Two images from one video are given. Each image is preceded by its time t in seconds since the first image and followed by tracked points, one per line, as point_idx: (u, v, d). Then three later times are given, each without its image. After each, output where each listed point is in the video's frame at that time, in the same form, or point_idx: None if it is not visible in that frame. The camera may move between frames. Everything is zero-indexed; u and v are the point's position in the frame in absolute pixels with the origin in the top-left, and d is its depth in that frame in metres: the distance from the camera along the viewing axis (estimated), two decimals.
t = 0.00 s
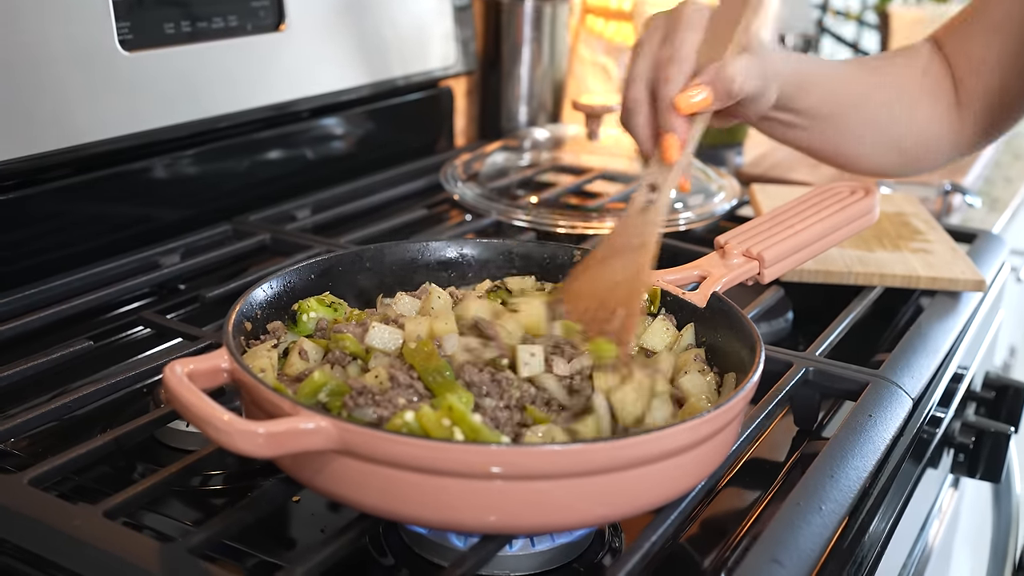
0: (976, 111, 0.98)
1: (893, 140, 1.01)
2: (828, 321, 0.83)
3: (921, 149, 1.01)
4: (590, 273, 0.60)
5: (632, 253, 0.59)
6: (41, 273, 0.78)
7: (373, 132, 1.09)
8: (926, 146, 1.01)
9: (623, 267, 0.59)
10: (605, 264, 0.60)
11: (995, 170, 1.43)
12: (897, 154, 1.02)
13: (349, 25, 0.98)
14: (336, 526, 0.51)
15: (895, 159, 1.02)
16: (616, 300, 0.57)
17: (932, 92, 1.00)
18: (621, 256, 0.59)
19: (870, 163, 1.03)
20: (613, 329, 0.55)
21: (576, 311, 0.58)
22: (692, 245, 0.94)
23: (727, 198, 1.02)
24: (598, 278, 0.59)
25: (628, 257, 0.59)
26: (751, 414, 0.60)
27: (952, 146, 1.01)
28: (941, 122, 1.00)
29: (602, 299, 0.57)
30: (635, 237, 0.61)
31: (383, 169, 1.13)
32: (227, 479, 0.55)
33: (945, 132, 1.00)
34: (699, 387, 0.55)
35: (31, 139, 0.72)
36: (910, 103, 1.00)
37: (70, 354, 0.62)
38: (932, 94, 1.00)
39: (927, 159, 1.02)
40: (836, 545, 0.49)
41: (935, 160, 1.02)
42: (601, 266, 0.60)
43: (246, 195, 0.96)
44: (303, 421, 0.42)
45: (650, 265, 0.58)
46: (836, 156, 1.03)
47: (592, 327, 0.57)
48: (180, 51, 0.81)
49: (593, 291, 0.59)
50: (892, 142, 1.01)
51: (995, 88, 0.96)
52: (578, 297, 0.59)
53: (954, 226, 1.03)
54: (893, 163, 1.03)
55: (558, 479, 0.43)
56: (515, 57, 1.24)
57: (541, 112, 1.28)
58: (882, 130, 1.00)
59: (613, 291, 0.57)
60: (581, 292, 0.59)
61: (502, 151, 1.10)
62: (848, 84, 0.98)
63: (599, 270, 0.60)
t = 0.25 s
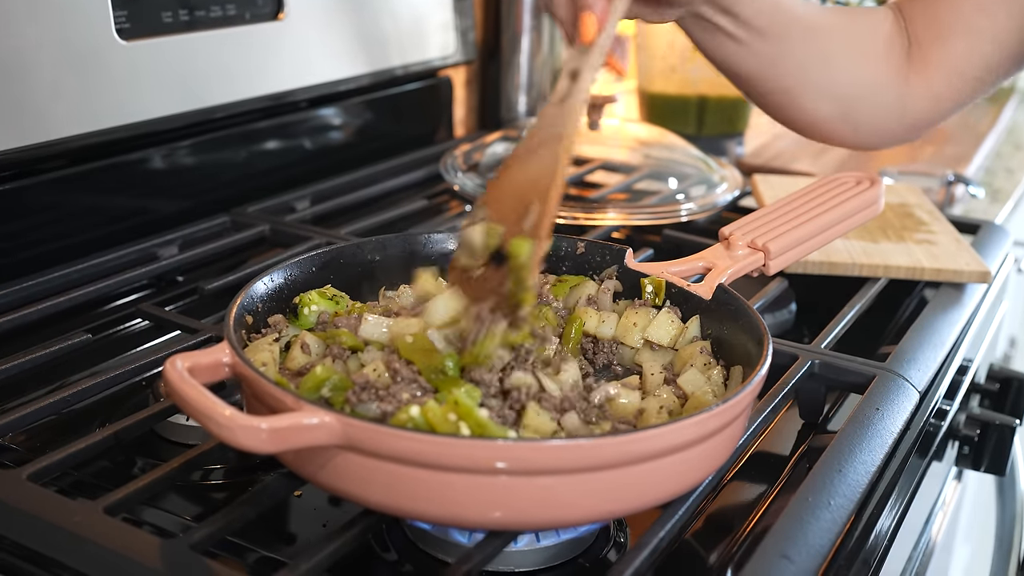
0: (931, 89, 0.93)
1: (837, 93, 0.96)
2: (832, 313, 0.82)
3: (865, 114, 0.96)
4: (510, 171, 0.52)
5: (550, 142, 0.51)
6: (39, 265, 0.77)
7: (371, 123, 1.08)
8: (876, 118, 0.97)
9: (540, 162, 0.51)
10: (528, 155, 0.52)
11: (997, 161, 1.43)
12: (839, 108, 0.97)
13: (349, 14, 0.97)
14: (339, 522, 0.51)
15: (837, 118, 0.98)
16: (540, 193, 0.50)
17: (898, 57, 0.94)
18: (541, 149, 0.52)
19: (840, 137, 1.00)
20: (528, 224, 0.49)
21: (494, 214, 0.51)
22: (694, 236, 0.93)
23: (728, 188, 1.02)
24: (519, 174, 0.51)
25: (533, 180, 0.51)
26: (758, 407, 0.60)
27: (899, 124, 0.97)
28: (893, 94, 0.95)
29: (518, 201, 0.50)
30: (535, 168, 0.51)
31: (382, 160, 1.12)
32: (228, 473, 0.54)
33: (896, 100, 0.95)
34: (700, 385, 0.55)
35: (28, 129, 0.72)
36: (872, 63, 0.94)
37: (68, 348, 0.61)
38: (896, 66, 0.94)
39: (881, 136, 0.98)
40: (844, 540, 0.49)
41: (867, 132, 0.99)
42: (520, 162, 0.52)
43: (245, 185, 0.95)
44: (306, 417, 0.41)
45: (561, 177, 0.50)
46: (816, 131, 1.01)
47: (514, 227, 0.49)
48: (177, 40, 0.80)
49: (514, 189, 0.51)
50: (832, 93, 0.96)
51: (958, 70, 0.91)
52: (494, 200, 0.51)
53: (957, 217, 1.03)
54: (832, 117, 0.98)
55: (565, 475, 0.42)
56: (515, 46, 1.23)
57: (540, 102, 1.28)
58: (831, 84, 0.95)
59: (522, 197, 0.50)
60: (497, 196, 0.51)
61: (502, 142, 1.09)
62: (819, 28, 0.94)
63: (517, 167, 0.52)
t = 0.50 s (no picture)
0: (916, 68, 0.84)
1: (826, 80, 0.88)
2: (833, 309, 0.82)
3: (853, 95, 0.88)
4: (529, 223, 0.55)
5: (576, 199, 0.54)
6: (36, 261, 0.77)
7: (368, 118, 1.07)
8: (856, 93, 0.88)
9: (569, 217, 0.53)
10: (549, 211, 0.55)
11: (995, 155, 1.43)
12: (830, 96, 0.89)
13: (346, 8, 0.96)
14: (339, 521, 0.50)
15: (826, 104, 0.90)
16: (570, 249, 0.51)
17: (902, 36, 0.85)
18: (564, 205, 0.54)
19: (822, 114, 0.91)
20: (562, 284, 0.50)
21: (519, 262, 0.52)
22: (694, 231, 0.93)
23: (728, 182, 1.01)
24: (544, 229, 0.53)
25: (579, 193, 0.54)
26: (761, 404, 0.59)
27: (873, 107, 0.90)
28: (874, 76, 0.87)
29: (549, 251, 0.52)
30: (580, 183, 0.55)
31: (379, 155, 1.11)
32: (226, 472, 0.54)
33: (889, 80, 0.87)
34: (709, 377, 0.54)
35: (23, 125, 0.71)
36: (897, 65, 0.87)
37: (65, 346, 0.60)
38: (870, 37, 0.86)
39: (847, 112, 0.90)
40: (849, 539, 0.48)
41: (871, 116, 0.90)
42: (544, 216, 0.54)
43: (241, 181, 0.94)
44: (307, 417, 0.40)
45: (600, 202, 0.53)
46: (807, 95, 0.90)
47: (546, 281, 0.50)
48: (173, 35, 0.80)
49: (537, 241, 0.53)
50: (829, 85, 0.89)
51: (945, 51, 0.82)
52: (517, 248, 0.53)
53: (957, 212, 1.02)
54: (822, 106, 0.90)
55: (568, 474, 0.42)
56: (512, 40, 1.22)
57: (538, 97, 1.29)
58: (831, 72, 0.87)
59: (553, 253, 0.51)
60: (524, 242, 0.53)
61: (500, 136, 1.08)
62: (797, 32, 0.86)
63: (541, 218, 0.55)
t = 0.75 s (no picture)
0: None
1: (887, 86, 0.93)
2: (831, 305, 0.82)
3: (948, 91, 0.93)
4: (409, 286, 0.44)
5: (466, 255, 0.44)
6: (30, 260, 0.76)
7: (362, 114, 1.07)
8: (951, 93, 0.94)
9: (457, 242, 0.45)
10: (431, 266, 0.45)
11: (991, 149, 1.42)
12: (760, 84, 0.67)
13: (339, 4, 0.95)
14: (336, 520, 0.50)
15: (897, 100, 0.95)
16: (461, 320, 0.43)
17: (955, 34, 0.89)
18: (450, 263, 0.44)
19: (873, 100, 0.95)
20: (459, 360, 0.43)
21: (400, 334, 0.43)
22: (690, 227, 0.92)
23: (724, 178, 1.01)
24: (434, 290, 0.44)
25: (462, 247, 0.45)
26: (759, 400, 0.59)
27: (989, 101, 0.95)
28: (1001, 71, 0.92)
29: (439, 326, 0.43)
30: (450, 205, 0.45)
31: (374, 151, 1.10)
32: (222, 472, 0.53)
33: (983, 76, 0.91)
34: (708, 374, 0.54)
35: (15, 123, 0.70)
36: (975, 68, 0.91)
37: (59, 346, 0.60)
38: (807, 25, 0.67)
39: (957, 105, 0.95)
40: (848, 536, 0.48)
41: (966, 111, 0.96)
42: (418, 280, 0.44)
43: (235, 179, 0.94)
44: (304, 416, 0.40)
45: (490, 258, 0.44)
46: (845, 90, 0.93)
47: (435, 356, 0.43)
48: (165, 32, 0.79)
49: (424, 309, 0.44)
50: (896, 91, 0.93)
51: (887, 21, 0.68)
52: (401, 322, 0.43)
53: (954, 206, 1.02)
54: (752, 99, 0.68)
55: (567, 474, 0.41)
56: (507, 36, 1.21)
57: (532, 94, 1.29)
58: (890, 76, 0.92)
59: (453, 304, 0.44)
60: (401, 312, 0.44)
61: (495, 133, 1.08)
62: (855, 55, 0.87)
63: (431, 279, 0.44)
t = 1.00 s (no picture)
0: None
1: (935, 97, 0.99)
2: (824, 300, 0.82)
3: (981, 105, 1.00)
4: (515, 230, 0.52)
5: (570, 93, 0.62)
6: (21, 260, 0.76)
7: (355, 111, 1.07)
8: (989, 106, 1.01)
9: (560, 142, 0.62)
10: (538, 206, 0.53)
11: (983, 144, 1.43)
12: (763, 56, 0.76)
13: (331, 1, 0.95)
14: (331, 519, 0.50)
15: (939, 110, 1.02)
16: (569, 258, 0.51)
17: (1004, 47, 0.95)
18: (558, 209, 0.53)
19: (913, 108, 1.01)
20: (570, 292, 0.50)
21: (513, 271, 0.51)
22: (684, 223, 0.92)
23: (717, 174, 1.01)
24: (534, 236, 0.52)
25: (567, 197, 0.53)
26: (752, 396, 0.59)
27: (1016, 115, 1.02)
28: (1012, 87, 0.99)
29: (548, 259, 0.51)
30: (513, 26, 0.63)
31: (367, 149, 1.10)
32: (216, 471, 0.53)
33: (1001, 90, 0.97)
34: (709, 364, 0.55)
35: (6, 122, 0.70)
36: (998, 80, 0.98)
37: (52, 345, 0.60)
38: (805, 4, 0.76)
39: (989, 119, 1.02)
40: (842, 531, 0.48)
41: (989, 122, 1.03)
42: (526, 224, 0.52)
43: (228, 177, 0.94)
44: (297, 415, 0.40)
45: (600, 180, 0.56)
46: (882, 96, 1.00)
47: (545, 290, 0.50)
48: (156, 30, 0.79)
49: (529, 250, 0.52)
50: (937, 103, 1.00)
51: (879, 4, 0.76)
52: (508, 256, 0.52)
53: (946, 201, 1.03)
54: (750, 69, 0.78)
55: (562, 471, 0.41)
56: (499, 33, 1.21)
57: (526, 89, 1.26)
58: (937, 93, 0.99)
59: (566, 239, 0.52)
60: (513, 246, 0.52)
61: (488, 129, 1.07)
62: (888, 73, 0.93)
63: (531, 224, 0.52)
